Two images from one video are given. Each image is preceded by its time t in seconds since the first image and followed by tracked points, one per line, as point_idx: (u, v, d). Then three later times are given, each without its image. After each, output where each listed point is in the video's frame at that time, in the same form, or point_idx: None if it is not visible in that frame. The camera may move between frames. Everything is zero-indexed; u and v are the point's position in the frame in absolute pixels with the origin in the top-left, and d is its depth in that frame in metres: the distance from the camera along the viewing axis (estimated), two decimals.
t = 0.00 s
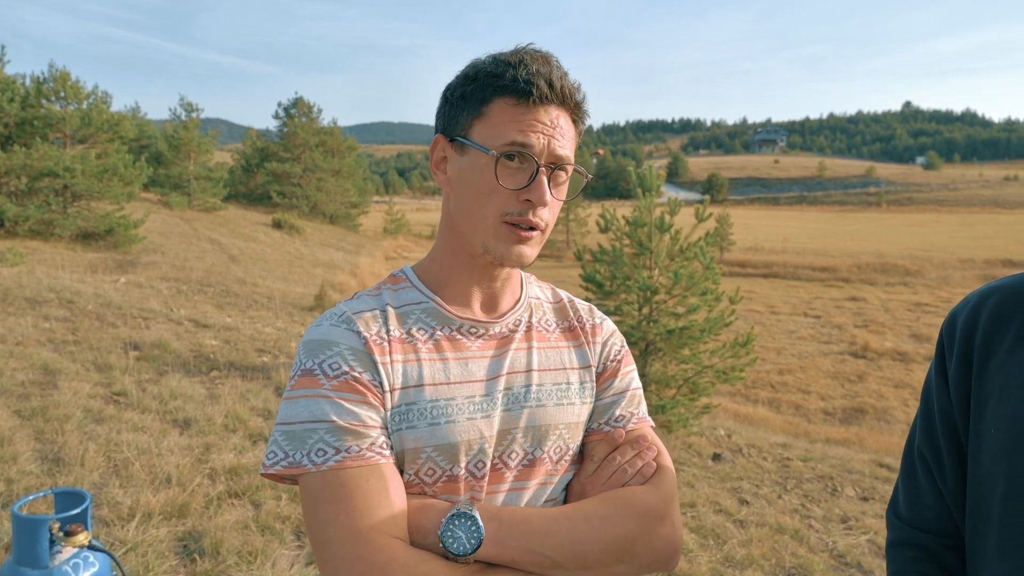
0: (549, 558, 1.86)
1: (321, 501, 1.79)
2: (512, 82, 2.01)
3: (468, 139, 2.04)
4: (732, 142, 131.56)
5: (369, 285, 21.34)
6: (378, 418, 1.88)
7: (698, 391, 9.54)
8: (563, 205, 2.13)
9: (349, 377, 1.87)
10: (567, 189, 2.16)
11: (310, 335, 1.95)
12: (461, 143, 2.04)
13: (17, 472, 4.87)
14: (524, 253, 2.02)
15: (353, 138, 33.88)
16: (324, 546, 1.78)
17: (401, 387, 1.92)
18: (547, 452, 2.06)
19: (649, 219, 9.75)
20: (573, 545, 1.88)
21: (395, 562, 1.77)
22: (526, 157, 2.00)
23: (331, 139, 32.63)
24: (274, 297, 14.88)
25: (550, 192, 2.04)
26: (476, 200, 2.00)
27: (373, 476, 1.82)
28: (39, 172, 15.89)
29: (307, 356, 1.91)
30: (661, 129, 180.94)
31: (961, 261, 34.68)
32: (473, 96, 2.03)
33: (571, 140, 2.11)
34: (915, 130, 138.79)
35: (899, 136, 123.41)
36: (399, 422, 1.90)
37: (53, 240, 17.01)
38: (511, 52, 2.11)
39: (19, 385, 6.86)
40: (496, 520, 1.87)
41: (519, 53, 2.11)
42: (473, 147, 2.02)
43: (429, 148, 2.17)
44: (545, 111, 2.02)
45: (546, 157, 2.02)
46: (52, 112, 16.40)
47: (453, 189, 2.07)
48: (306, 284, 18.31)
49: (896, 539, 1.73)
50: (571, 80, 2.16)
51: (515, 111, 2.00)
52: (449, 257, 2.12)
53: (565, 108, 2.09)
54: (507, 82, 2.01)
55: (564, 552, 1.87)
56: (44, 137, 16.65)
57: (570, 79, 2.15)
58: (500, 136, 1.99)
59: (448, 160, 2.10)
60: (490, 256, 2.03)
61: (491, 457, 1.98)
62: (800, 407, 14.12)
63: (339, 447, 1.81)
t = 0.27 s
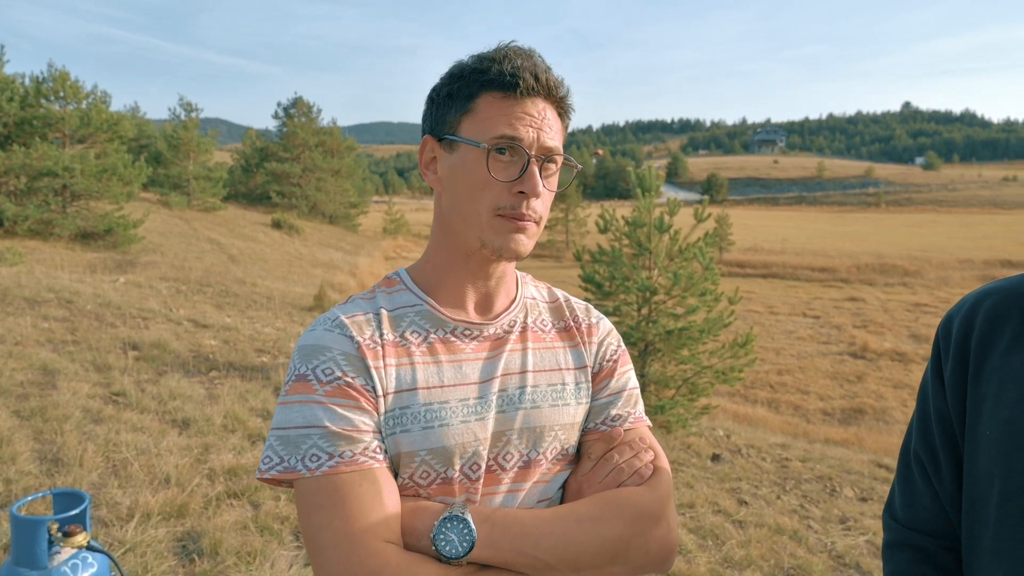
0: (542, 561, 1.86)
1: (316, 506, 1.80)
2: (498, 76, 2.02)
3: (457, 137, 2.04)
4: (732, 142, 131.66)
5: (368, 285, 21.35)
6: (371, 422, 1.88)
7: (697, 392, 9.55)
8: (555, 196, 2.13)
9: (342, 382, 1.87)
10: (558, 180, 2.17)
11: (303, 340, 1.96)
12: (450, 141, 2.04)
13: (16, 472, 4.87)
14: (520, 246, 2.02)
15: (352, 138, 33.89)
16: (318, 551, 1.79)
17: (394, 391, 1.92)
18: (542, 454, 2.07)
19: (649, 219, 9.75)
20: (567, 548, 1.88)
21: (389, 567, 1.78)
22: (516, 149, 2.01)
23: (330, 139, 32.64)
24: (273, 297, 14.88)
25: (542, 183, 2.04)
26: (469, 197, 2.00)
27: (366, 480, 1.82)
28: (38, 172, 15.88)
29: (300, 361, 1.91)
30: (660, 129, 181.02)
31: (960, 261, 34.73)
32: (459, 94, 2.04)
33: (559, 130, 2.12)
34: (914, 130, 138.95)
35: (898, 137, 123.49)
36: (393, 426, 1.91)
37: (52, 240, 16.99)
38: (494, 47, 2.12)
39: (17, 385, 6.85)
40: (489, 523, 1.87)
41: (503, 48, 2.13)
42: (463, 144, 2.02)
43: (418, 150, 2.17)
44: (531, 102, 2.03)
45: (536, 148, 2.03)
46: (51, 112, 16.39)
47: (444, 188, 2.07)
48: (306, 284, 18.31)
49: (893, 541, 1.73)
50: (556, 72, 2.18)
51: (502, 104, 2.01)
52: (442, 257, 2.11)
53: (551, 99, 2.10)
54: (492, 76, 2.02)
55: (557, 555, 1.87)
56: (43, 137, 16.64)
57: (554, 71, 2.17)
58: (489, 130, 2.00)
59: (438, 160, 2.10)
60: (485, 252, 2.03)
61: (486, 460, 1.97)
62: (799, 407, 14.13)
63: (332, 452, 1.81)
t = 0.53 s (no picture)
0: (537, 563, 1.86)
1: (311, 509, 1.81)
2: (482, 74, 2.02)
3: (447, 138, 2.04)
4: (732, 142, 131.66)
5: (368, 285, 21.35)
6: (366, 426, 1.88)
7: (697, 391, 9.54)
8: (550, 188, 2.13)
9: (337, 386, 1.88)
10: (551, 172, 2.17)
11: (300, 343, 1.97)
12: (439, 143, 2.04)
13: (16, 472, 4.87)
14: (522, 241, 2.01)
15: (352, 138, 33.87)
16: (314, 552, 1.81)
17: (389, 394, 1.93)
18: (539, 455, 2.07)
19: (649, 219, 9.75)
20: (561, 551, 1.88)
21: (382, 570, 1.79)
22: (509, 145, 2.00)
23: (330, 139, 32.65)
24: (273, 297, 14.88)
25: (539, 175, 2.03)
26: (465, 197, 1.99)
27: (360, 483, 1.83)
28: (38, 172, 15.87)
29: (297, 365, 1.92)
30: (660, 129, 180.98)
31: (960, 261, 34.74)
32: (445, 96, 2.04)
33: (547, 122, 2.12)
34: (914, 130, 138.94)
35: (898, 137, 123.45)
36: (389, 428, 1.91)
37: (52, 240, 16.98)
38: (474, 47, 2.12)
39: (18, 385, 6.85)
40: (483, 524, 1.87)
41: (483, 46, 2.12)
42: (455, 146, 2.01)
43: (407, 155, 2.16)
44: (517, 97, 2.04)
45: (529, 142, 2.02)
46: (51, 112, 16.38)
47: (437, 190, 2.06)
48: (306, 284, 18.31)
49: (893, 540, 1.73)
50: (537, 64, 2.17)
51: (490, 101, 2.01)
52: (438, 259, 2.10)
53: (536, 92, 2.10)
54: (476, 76, 2.02)
55: (552, 558, 1.87)
56: (43, 137, 16.63)
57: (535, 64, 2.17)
58: (480, 130, 1.99)
59: (429, 163, 2.09)
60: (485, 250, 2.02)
61: (483, 461, 1.98)
62: (800, 407, 14.13)
63: (328, 455, 1.82)
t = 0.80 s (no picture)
0: (532, 564, 1.86)
1: (303, 516, 1.81)
2: (477, 80, 1.99)
3: (439, 142, 2.02)
4: (732, 142, 131.71)
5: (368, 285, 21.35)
6: (357, 430, 1.87)
7: (696, 391, 9.53)
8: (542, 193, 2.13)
9: (326, 392, 1.86)
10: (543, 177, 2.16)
11: (288, 349, 1.95)
12: (431, 147, 2.02)
13: (15, 472, 4.86)
14: (512, 250, 2.01)
15: (351, 139, 33.89)
16: (307, 560, 1.80)
17: (379, 399, 1.92)
18: (531, 456, 2.06)
19: (649, 219, 9.74)
20: (555, 551, 1.88)
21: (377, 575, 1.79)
22: (502, 153, 1.99)
23: (330, 140, 32.65)
24: (273, 297, 14.88)
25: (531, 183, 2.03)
26: (456, 204, 1.99)
27: (351, 489, 1.83)
28: (37, 172, 15.87)
29: (285, 371, 1.91)
30: (660, 129, 181.05)
31: (959, 261, 34.76)
32: (437, 99, 2.01)
33: (540, 129, 2.10)
34: (913, 130, 139.05)
35: (897, 137, 123.54)
36: (379, 433, 1.90)
37: (51, 240, 16.97)
38: (468, 48, 2.08)
39: (17, 385, 6.85)
40: (476, 527, 1.87)
41: (477, 47, 2.09)
42: (447, 152, 1.99)
43: (395, 155, 2.14)
44: (512, 104, 2.01)
45: (522, 150, 2.01)
46: (51, 112, 16.37)
47: (428, 194, 2.05)
48: (305, 284, 18.32)
49: (892, 538, 1.73)
50: (533, 68, 2.14)
51: (484, 108, 1.99)
52: (426, 263, 2.10)
53: (531, 97, 2.08)
54: (471, 81, 1.99)
55: (546, 558, 1.87)
56: (42, 137, 16.63)
57: (531, 67, 2.14)
58: (473, 137, 1.98)
59: (419, 167, 2.07)
60: (476, 258, 2.01)
61: (474, 463, 1.97)
62: (799, 407, 14.13)
63: (319, 462, 1.82)
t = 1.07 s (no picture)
0: (527, 567, 1.87)
1: (293, 527, 1.79)
2: (475, 86, 1.99)
3: (431, 146, 2.02)
4: (732, 142, 131.70)
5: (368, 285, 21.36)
6: (346, 437, 1.86)
7: (696, 391, 9.53)
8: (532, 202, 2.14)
9: (314, 399, 1.85)
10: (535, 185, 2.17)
11: (272, 356, 1.93)
12: (423, 151, 2.02)
13: (17, 472, 4.87)
14: (501, 260, 2.02)
15: (351, 138, 33.90)
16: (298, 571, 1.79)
17: (368, 404, 1.91)
18: (521, 458, 2.07)
19: (649, 219, 9.75)
20: (550, 553, 1.89)
21: None
22: (496, 162, 1.99)
23: (330, 140, 32.66)
24: (273, 297, 14.89)
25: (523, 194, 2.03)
26: (446, 211, 1.99)
27: (341, 497, 1.81)
28: (37, 172, 15.88)
29: (270, 379, 1.89)
30: (659, 129, 181.08)
31: (959, 261, 34.75)
32: (432, 102, 2.01)
33: (535, 138, 2.11)
34: (913, 130, 139.06)
35: (897, 137, 123.50)
36: (369, 439, 1.89)
37: (52, 240, 16.98)
38: (466, 51, 2.08)
39: (18, 385, 6.86)
40: (470, 532, 1.87)
41: (475, 51, 2.08)
42: (439, 157, 1.99)
43: (386, 154, 2.13)
44: (508, 112, 2.01)
45: (516, 160, 2.02)
46: (50, 112, 16.37)
47: (417, 198, 2.06)
48: (305, 284, 18.32)
49: (892, 532, 1.74)
50: (531, 76, 2.14)
51: (480, 116, 1.99)
52: (413, 265, 2.11)
53: (527, 106, 2.08)
54: (468, 86, 1.99)
55: (542, 560, 1.88)
56: (42, 137, 16.64)
57: (529, 75, 2.13)
58: (467, 143, 1.98)
59: (409, 168, 2.07)
60: (465, 266, 2.02)
61: (465, 467, 1.97)
62: (799, 407, 14.14)
63: (308, 471, 1.80)
